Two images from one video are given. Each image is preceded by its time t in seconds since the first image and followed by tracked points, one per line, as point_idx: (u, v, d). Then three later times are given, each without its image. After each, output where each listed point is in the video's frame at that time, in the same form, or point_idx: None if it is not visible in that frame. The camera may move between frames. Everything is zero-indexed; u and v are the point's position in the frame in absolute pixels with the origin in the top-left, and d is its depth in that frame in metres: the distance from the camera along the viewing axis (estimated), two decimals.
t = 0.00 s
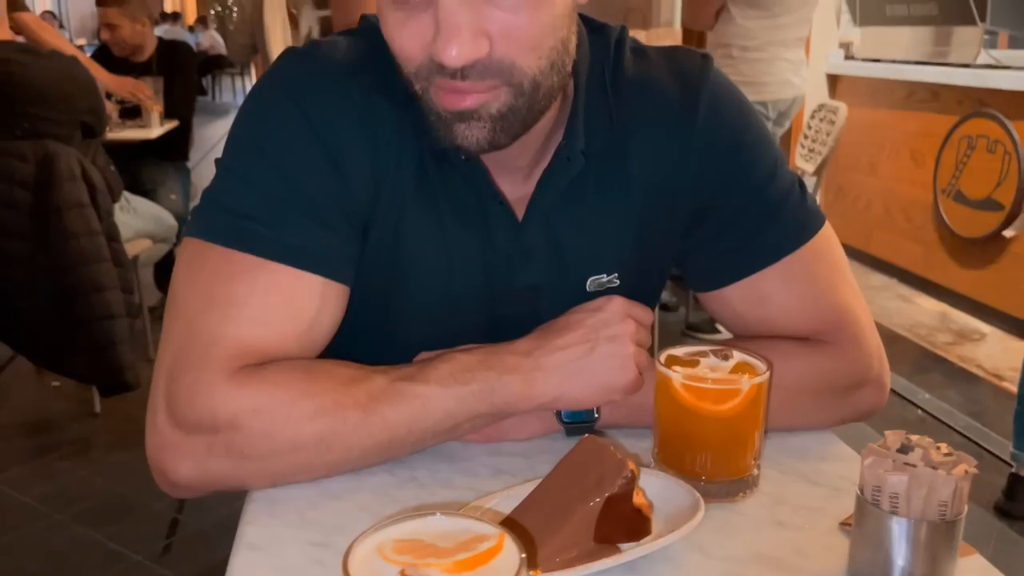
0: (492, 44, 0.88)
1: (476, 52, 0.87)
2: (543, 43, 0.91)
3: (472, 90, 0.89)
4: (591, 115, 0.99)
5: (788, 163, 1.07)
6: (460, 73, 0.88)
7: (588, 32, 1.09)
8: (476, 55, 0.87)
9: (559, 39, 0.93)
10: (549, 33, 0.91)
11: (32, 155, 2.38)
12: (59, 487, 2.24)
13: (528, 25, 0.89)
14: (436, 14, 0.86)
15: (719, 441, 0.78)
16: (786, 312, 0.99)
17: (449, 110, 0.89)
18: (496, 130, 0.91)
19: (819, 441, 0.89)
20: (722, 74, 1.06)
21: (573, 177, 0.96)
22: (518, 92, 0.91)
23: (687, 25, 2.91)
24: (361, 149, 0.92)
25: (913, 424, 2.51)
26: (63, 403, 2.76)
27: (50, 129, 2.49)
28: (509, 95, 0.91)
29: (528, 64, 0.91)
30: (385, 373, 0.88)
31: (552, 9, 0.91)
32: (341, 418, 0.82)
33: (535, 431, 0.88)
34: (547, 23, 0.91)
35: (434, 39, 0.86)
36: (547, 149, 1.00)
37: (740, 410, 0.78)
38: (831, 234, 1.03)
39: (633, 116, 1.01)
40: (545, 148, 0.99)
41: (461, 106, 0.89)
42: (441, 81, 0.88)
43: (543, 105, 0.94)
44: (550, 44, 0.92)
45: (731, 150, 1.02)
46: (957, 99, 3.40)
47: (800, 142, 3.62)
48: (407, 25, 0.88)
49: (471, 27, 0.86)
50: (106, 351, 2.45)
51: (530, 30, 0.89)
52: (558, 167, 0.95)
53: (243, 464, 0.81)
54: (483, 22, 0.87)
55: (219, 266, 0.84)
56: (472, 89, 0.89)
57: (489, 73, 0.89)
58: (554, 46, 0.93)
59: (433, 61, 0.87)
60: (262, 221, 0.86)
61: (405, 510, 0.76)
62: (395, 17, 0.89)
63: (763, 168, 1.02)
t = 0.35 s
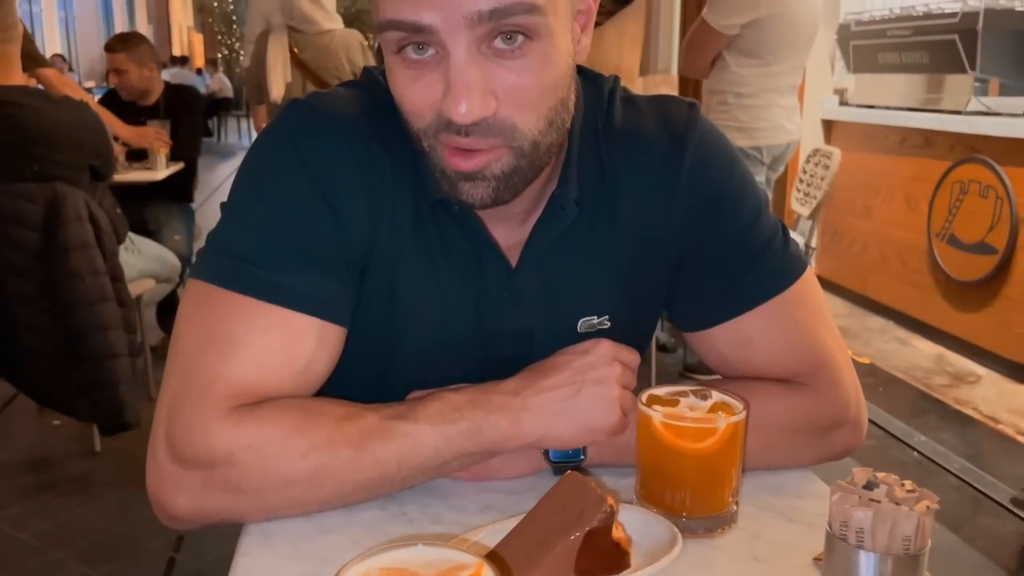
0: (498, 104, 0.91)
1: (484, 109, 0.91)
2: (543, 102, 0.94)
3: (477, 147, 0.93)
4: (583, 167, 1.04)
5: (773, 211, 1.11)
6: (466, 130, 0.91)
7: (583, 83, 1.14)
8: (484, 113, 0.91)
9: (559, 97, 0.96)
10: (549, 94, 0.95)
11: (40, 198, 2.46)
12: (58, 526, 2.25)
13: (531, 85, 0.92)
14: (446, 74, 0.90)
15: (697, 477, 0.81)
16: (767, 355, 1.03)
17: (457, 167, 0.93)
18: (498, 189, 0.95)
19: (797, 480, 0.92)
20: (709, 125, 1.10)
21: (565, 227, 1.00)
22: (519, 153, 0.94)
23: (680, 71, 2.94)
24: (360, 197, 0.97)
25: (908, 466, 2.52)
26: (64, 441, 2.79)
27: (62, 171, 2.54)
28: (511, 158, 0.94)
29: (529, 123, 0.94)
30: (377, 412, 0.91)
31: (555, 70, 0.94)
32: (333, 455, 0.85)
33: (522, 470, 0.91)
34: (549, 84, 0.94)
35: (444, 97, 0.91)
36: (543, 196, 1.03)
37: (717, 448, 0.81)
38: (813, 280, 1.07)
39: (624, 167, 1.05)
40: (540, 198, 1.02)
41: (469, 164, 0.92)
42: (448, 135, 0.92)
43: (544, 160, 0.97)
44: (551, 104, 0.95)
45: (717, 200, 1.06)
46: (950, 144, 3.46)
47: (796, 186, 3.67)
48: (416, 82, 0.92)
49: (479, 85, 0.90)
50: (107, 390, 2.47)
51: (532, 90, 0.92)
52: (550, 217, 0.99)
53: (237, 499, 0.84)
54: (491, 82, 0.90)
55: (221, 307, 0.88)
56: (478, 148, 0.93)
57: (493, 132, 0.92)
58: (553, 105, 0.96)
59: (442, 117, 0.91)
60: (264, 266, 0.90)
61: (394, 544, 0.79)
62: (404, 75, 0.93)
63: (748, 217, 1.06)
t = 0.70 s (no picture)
0: (495, 129, 0.93)
1: (480, 134, 0.92)
2: (539, 126, 0.96)
3: (473, 170, 0.95)
4: (572, 193, 1.06)
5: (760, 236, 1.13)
6: (462, 155, 0.93)
7: (573, 111, 1.16)
8: (478, 139, 0.92)
9: (553, 123, 0.99)
10: (544, 119, 0.97)
11: (38, 224, 2.46)
12: (51, 553, 2.24)
13: (527, 112, 0.94)
14: (441, 101, 0.92)
15: (687, 498, 0.82)
16: (755, 377, 1.05)
17: (453, 192, 0.95)
18: (494, 208, 0.96)
19: (786, 504, 0.93)
20: (697, 152, 1.12)
21: (555, 250, 1.02)
22: (515, 172, 0.96)
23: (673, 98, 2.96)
24: (352, 222, 0.98)
25: (904, 491, 2.52)
26: (59, 468, 2.78)
27: (59, 198, 2.60)
28: (507, 177, 0.96)
29: (525, 146, 0.96)
30: (368, 435, 0.92)
31: (548, 98, 0.97)
32: (324, 479, 0.86)
33: (514, 494, 0.92)
34: (544, 110, 0.96)
35: (439, 123, 0.92)
36: (534, 220, 1.04)
37: (706, 468, 0.82)
38: (800, 304, 1.09)
39: (613, 192, 1.07)
40: (530, 222, 1.03)
41: (466, 185, 0.94)
42: (443, 159, 0.94)
43: (536, 184, 0.99)
44: (545, 129, 0.97)
45: (705, 225, 1.08)
46: (941, 170, 3.49)
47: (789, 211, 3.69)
48: (412, 109, 0.94)
49: (475, 111, 0.92)
50: (102, 417, 2.47)
51: (527, 117, 0.94)
52: (542, 241, 1.02)
53: (231, 523, 0.85)
54: (486, 109, 0.92)
55: (214, 330, 0.89)
56: (475, 170, 0.95)
57: (490, 155, 0.94)
58: (548, 130, 0.98)
59: (437, 143, 0.93)
60: (256, 290, 0.91)
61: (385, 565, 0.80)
62: (401, 102, 0.94)
63: (735, 240, 1.08)
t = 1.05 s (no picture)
0: (490, 176, 0.91)
1: (475, 184, 0.90)
2: (534, 168, 0.95)
3: (470, 213, 0.93)
4: (563, 211, 1.06)
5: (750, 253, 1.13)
6: (458, 202, 0.91)
7: (566, 129, 1.17)
8: (475, 187, 0.91)
9: (545, 159, 0.97)
10: (537, 160, 0.95)
11: (31, 239, 2.45)
12: (46, 570, 2.24)
13: (522, 158, 0.93)
14: (434, 152, 0.90)
15: (681, 511, 0.82)
16: (747, 393, 1.05)
17: (448, 231, 0.94)
18: (488, 248, 0.96)
19: (780, 518, 0.93)
20: (687, 169, 1.13)
21: (546, 270, 1.02)
22: (511, 212, 0.95)
23: (667, 113, 2.99)
24: (341, 240, 0.98)
25: (900, 504, 2.52)
26: (50, 486, 2.76)
27: (50, 215, 2.58)
28: (501, 214, 0.95)
29: (520, 187, 0.94)
30: (360, 449, 0.91)
31: (541, 141, 0.94)
32: (315, 494, 0.86)
33: (508, 509, 0.92)
34: (538, 154, 0.94)
35: (434, 172, 0.90)
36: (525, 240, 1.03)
37: (699, 482, 0.82)
38: (791, 320, 1.09)
39: (603, 210, 1.07)
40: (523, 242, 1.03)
41: (462, 230, 0.94)
42: (437, 201, 0.92)
43: (530, 216, 0.99)
44: (540, 167, 0.96)
45: (696, 243, 1.08)
46: (932, 184, 3.51)
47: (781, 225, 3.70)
48: (405, 156, 0.91)
49: (470, 161, 0.90)
50: (95, 434, 2.46)
51: (522, 161, 0.93)
52: (531, 260, 1.01)
53: (223, 539, 0.85)
54: (481, 157, 0.90)
55: (204, 349, 0.89)
56: (471, 214, 0.94)
57: (485, 199, 0.92)
58: (542, 167, 0.97)
59: (431, 187, 0.91)
60: (247, 307, 0.91)
61: None
62: (393, 148, 0.92)
63: (725, 259, 1.08)
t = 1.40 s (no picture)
0: (515, 194, 0.91)
1: (504, 205, 0.90)
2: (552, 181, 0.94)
3: (492, 230, 0.92)
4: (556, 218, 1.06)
5: (742, 258, 1.14)
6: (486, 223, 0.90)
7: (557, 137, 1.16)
8: (503, 209, 0.90)
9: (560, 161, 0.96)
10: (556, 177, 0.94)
11: (25, 252, 2.44)
12: None
13: (543, 176, 0.92)
14: (462, 176, 0.88)
15: (679, 521, 0.82)
16: (743, 400, 1.05)
17: (468, 245, 0.93)
18: (509, 258, 0.95)
19: (778, 526, 0.93)
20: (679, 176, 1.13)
21: (541, 276, 1.01)
22: (529, 221, 0.94)
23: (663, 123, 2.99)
24: (335, 248, 0.98)
25: (897, 512, 2.52)
26: (43, 500, 2.75)
27: (47, 227, 2.60)
28: (520, 224, 0.93)
29: (541, 201, 0.94)
30: (357, 460, 0.91)
31: (558, 156, 0.94)
32: (313, 505, 0.86)
33: (507, 519, 0.92)
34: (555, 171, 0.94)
35: (461, 195, 0.89)
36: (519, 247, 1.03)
37: (697, 491, 0.82)
38: (783, 324, 1.09)
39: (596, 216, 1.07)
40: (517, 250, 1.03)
41: (484, 245, 0.93)
42: (458, 219, 0.91)
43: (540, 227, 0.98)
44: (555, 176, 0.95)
45: (688, 249, 1.08)
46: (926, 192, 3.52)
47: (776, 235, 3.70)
48: (429, 181, 0.90)
49: (499, 185, 0.89)
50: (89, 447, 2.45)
51: (543, 176, 0.92)
52: (527, 266, 1.01)
53: (221, 551, 0.85)
54: (508, 178, 0.89)
55: (198, 358, 0.89)
56: (494, 229, 0.92)
57: (509, 216, 0.92)
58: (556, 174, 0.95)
59: (456, 207, 0.90)
60: (240, 316, 0.91)
61: None
62: (416, 172, 0.90)
63: (718, 262, 1.09)
